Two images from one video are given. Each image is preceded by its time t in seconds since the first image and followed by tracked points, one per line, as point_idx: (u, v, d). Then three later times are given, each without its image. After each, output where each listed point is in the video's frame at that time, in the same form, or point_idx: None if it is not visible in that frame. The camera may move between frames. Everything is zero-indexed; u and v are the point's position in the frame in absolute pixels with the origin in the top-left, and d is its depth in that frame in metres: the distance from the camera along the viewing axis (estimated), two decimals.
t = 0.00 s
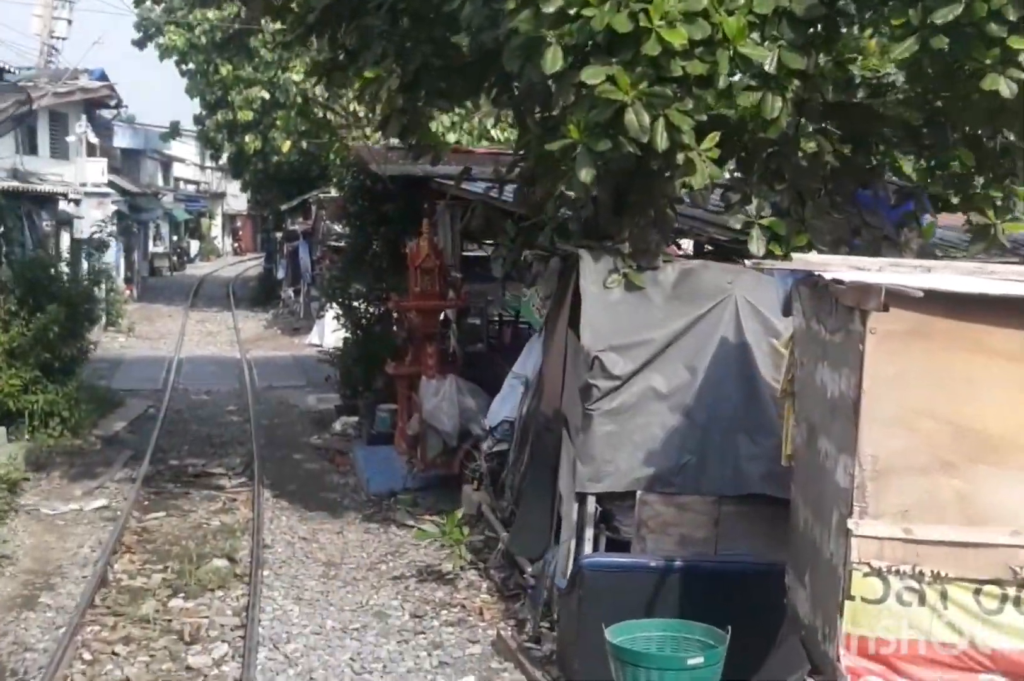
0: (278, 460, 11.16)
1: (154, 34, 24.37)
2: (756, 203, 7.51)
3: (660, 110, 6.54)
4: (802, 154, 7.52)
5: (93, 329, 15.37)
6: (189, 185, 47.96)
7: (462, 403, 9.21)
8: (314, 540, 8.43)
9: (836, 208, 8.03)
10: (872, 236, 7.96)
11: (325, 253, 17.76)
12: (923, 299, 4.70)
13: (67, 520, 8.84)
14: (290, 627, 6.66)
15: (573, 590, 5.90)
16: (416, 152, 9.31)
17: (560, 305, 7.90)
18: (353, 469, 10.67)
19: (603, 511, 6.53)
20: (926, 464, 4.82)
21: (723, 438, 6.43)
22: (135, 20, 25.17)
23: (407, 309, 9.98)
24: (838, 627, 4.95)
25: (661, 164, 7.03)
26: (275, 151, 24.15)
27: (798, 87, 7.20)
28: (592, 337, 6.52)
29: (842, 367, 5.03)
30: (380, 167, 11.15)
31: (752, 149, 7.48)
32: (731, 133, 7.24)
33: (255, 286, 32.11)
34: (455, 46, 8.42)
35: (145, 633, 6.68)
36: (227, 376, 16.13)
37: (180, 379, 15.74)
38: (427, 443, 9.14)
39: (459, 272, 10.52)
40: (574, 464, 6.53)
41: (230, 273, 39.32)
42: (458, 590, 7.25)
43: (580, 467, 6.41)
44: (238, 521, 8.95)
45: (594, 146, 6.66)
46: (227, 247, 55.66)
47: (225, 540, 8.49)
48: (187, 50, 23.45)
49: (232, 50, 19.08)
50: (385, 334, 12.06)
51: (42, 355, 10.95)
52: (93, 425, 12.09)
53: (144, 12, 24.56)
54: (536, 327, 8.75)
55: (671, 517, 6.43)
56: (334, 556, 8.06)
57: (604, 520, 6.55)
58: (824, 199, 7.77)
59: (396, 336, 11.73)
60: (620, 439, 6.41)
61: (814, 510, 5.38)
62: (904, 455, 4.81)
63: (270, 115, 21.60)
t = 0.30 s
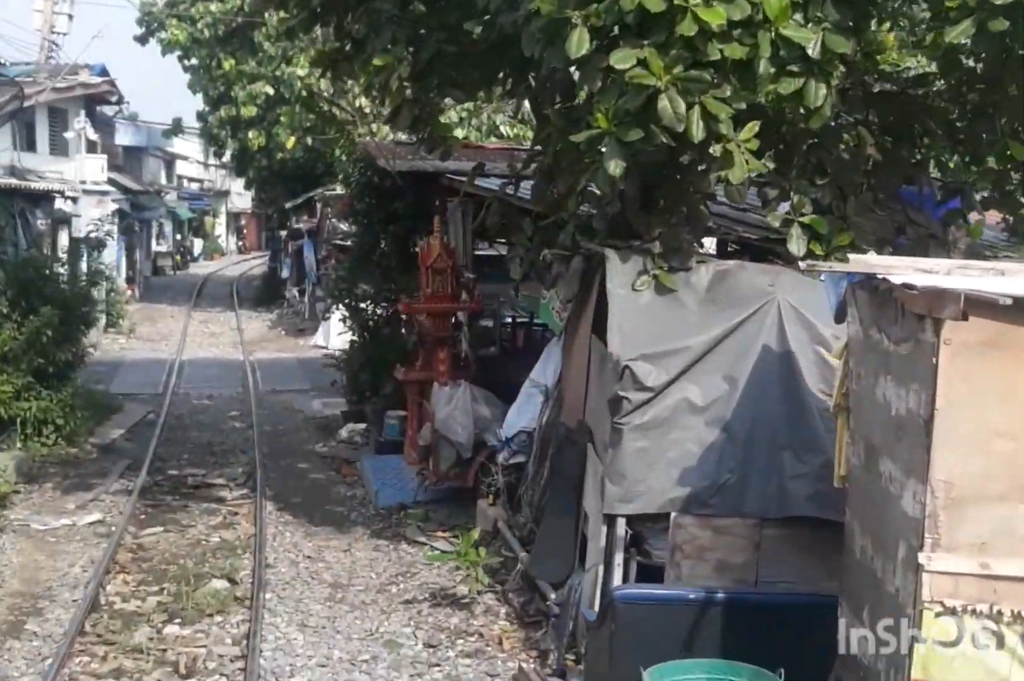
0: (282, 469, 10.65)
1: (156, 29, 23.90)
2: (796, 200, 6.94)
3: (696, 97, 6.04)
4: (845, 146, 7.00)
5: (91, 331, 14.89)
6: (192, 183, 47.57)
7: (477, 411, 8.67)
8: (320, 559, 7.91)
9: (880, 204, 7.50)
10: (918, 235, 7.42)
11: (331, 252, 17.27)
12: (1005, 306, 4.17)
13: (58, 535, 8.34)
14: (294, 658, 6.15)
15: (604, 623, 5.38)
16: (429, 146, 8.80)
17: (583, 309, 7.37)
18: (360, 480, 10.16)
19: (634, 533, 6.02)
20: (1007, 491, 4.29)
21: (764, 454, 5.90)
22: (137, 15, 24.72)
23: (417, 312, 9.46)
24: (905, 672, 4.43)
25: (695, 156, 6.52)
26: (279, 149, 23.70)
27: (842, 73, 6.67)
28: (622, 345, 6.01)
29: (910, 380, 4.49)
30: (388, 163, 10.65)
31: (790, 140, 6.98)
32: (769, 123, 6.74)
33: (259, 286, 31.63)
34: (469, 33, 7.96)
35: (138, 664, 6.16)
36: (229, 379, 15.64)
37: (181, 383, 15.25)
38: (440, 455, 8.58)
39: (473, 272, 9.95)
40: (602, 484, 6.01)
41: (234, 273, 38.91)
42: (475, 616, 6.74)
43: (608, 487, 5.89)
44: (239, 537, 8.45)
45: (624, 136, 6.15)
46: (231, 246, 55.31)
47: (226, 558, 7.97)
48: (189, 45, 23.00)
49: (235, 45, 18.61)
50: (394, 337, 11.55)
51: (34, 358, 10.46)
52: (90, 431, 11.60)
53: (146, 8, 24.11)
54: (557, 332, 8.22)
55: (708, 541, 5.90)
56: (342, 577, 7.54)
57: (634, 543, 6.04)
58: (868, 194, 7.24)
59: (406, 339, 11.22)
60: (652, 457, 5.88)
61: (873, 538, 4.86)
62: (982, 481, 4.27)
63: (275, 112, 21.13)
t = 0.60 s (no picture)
0: (288, 482, 10.17)
1: (161, 26, 23.44)
2: (842, 198, 6.43)
3: (740, 88, 5.54)
4: (894, 141, 6.48)
5: (91, 335, 14.44)
6: (197, 184, 47.19)
7: (495, 424, 8.14)
8: (328, 582, 7.42)
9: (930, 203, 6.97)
10: (971, 236, 6.90)
11: (338, 254, 16.80)
12: None
13: (51, 555, 7.88)
14: None
15: (642, 664, 4.89)
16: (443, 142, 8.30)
17: (610, 317, 6.87)
18: (370, 493, 9.67)
19: (672, 562, 5.52)
20: None
21: (815, 477, 5.41)
22: (141, 12, 24.33)
23: (431, 318, 8.95)
24: None
25: (737, 152, 6.01)
26: (285, 148, 23.25)
27: (895, 63, 6.15)
28: (658, 357, 5.49)
29: (996, 401, 3.97)
30: (400, 161, 10.17)
31: (837, 135, 6.47)
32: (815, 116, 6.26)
33: (265, 287, 31.16)
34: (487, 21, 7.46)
35: None
36: (233, 385, 15.17)
37: (183, 388, 14.78)
38: (455, 470, 8.09)
39: (489, 277, 9.39)
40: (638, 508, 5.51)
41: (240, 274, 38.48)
42: (496, 648, 6.24)
43: (646, 512, 5.39)
44: (242, 557, 7.96)
45: (661, 130, 5.63)
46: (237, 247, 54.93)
47: (227, 580, 7.49)
48: (194, 42, 22.57)
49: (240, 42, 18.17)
50: (405, 343, 11.07)
51: (29, 364, 10.00)
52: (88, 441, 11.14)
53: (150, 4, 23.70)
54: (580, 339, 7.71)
55: (753, 572, 5.40)
56: (352, 602, 7.05)
57: (672, 573, 5.54)
58: (920, 193, 6.72)
59: (417, 345, 10.73)
60: (693, 480, 5.38)
61: (948, 577, 4.35)
62: None
63: (282, 110, 20.69)
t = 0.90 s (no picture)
0: (293, 494, 9.69)
1: (163, 21, 22.95)
2: (895, 196, 5.91)
3: (789, 75, 5.03)
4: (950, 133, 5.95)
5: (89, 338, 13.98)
6: (201, 183, 46.76)
7: (513, 437, 7.56)
8: (336, 607, 6.93)
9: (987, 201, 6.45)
10: None
11: (345, 254, 16.32)
12: None
13: (40, 575, 7.40)
14: None
15: None
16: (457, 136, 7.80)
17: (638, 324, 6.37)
18: (379, 508, 9.17)
19: (715, 597, 5.01)
20: None
21: (873, 505, 4.91)
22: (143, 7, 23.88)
23: (444, 322, 8.45)
24: None
25: (782, 146, 5.49)
26: (290, 146, 22.77)
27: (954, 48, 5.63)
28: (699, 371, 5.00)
29: None
30: (410, 156, 9.68)
31: (889, 127, 5.95)
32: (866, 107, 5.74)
33: (269, 287, 30.66)
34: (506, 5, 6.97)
35: None
36: (236, 389, 14.69)
37: (185, 393, 14.31)
38: (472, 483, 7.66)
39: (504, 281, 8.78)
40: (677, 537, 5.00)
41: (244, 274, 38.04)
42: None
43: (687, 541, 4.89)
44: (243, 579, 7.47)
45: (701, 121, 5.12)
46: (241, 246, 54.54)
47: (227, 604, 7.00)
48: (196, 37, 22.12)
49: (243, 36, 17.70)
50: (415, 347, 10.57)
51: (20, 370, 9.53)
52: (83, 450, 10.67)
53: None
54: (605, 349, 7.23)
55: (806, 609, 4.89)
56: (361, 630, 6.56)
57: (714, 609, 5.03)
58: (977, 191, 6.20)
59: (428, 350, 10.24)
60: (739, 505, 4.88)
61: None
62: None
63: (287, 107, 20.22)
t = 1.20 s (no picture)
0: (299, 508, 9.23)
1: (167, 18, 22.52)
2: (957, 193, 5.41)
3: (849, 60, 4.54)
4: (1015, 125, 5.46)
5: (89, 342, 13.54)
6: (207, 183, 46.42)
7: (535, 454, 7.08)
8: (345, 634, 6.46)
9: None
10: None
11: (353, 256, 15.88)
12: None
13: (31, 599, 6.95)
14: None
15: None
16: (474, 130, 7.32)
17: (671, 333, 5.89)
18: (390, 523, 8.70)
19: (767, 637, 4.53)
20: None
21: (942, 537, 4.42)
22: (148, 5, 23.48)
23: (459, 328, 7.95)
24: None
25: (837, 139, 5.01)
26: (297, 145, 22.35)
27: None
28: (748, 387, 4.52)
29: None
30: (423, 154, 9.20)
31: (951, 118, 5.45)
32: (927, 98, 5.23)
33: (276, 289, 30.24)
34: None
35: None
36: (241, 395, 14.25)
37: (188, 399, 13.87)
38: (490, 503, 7.18)
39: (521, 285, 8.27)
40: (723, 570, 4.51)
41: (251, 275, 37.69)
42: None
43: (735, 576, 4.40)
44: (247, 602, 7.00)
45: (749, 111, 4.60)
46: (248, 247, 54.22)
47: (229, 631, 6.53)
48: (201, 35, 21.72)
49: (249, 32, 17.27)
50: (427, 353, 10.11)
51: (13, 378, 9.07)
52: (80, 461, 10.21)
53: None
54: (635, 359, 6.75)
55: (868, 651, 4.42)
56: (373, 661, 6.09)
57: (766, 650, 4.56)
58: None
59: (441, 357, 9.77)
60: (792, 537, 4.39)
61: None
62: None
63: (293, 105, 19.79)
